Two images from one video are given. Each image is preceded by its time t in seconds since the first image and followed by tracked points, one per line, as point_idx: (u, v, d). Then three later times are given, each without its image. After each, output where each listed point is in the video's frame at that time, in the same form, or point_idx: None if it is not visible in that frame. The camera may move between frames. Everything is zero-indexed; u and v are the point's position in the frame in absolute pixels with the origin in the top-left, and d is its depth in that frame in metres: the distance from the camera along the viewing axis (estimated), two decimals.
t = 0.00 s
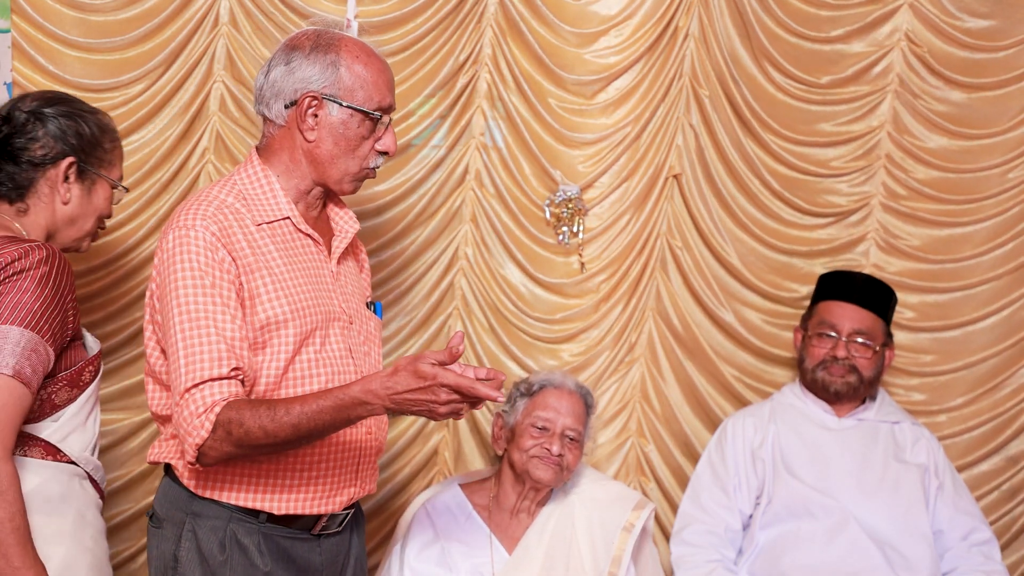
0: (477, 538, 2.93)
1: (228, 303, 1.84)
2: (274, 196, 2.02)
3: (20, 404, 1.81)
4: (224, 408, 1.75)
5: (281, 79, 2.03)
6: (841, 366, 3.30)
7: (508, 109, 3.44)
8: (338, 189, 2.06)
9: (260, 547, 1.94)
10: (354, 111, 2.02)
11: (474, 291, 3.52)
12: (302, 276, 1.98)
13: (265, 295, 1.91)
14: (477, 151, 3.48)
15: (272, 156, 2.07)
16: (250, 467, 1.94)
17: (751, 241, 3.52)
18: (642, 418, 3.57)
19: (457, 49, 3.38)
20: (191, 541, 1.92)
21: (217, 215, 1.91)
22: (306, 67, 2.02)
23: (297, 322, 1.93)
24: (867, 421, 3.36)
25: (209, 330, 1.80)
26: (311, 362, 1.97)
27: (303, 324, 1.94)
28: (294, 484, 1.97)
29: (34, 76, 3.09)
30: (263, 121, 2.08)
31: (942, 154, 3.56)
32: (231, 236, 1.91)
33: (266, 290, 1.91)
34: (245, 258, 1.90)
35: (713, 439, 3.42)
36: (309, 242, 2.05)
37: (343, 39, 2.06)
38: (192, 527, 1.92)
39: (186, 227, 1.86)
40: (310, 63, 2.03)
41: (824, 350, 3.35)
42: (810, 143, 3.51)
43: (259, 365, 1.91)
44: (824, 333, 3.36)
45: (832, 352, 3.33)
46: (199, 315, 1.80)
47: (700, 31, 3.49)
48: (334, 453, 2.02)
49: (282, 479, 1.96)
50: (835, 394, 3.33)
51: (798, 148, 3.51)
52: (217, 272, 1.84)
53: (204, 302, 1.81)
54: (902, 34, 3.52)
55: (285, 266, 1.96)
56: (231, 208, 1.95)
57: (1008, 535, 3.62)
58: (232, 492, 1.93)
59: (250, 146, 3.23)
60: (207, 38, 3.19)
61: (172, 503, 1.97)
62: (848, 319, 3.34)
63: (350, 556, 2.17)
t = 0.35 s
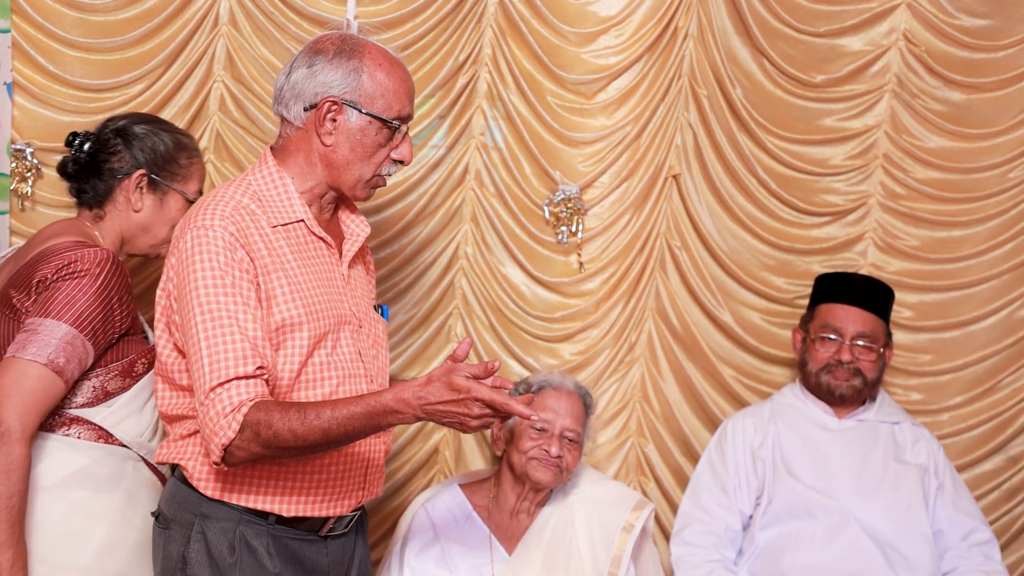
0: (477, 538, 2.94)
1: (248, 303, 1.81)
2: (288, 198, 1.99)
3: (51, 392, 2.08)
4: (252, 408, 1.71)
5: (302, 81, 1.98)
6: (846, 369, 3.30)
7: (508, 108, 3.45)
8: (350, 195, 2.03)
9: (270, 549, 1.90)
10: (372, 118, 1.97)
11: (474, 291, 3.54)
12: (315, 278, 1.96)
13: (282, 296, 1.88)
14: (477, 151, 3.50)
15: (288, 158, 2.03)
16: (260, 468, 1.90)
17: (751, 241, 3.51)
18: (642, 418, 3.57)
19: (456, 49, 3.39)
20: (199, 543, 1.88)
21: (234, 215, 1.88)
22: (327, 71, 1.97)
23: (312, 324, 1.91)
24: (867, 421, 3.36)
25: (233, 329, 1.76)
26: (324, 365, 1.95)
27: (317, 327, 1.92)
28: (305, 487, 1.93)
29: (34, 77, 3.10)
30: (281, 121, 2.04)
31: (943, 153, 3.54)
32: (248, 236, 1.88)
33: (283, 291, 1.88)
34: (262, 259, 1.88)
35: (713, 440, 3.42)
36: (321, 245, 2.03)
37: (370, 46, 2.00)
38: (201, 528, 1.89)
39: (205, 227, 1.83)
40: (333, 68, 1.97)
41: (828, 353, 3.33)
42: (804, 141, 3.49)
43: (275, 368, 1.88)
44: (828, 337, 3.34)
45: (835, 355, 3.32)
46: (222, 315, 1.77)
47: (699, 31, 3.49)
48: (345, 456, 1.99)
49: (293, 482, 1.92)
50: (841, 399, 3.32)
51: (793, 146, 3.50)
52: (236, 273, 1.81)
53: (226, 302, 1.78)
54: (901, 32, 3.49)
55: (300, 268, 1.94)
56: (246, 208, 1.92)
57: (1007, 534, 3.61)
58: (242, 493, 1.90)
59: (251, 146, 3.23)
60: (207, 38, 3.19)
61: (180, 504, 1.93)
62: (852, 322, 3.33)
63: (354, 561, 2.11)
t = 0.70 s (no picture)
0: (476, 539, 2.94)
1: (264, 306, 1.78)
2: (303, 199, 1.95)
3: (96, 375, 2.09)
4: (266, 412, 1.69)
5: (321, 83, 1.96)
6: (834, 359, 3.30)
7: (508, 109, 3.46)
8: (368, 198, 2.00)
9: (277, 551, 1.89)
10: (391, 121, 1.95)
11: (474, 291, 3.54)
12: (328, 281, 1.93)
13: (297, 300, 1.85)
14: (477, 150, 3.51)
15: (304, 159, 2.00)
16: (270, 471, 1.89)
17: (754, 242, 3.50)
18: (642, 417, 3.57)
19: (455, 49, 3.38)
20: (207, 544, 1.88)
21: (250, 215, 1.85)
22: (347, 73, 1.95)
23: (325, 328, 1.88)
24: (867, 421, 3.36)
25: (249, 332, 1.74)
26: (336, 370, 1.92)
27: (331, 331, 1.89)
28: (314, 490, 1.92)
29: (35, 77, 3.10)
30: (298, 122, 2.01)
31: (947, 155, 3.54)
32: (263, 237, 1.85)
33: (299, 295, 1.85)
34: (278, 261, 1.84)
35: (713, 440, 3.42)
36: (335, 248, 2.00)
37: (387, 49, 1.98)
38: (209, 530, 1.88)
39: (222, 228, 1.80)
40: (352, 70, 1.95)
41: (818, 344, 3.36)
42: (809, 143, 3.49)
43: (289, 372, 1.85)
44: (818, 327, 3.38)
45: (824, 346, 3.34)
46: (238, 317, 1.74)
47: (700, 30, 3.48)
48: (354, 460, 1.98)
49: (302, 485, 1.91)
50: (828, 389, 3.31)
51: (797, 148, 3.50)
52: (253, 275, 1.78)
53: (242, 304, 1.75)
54: (905, 32, 3.49)
55: (314, 271, 1.91)
56: (262, 208, 1.88)
57: (1007, 535, 3.61)
58: (250, 495, 1.88)
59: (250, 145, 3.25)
60: (207, 38, 3.20)
61: (188, 505, 1.92)
62: (841, 314, 3.35)
63: (359, 564, 2.11)
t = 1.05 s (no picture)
0: (475, 537, 2.93)
1: (274, 306, 1.77)
2: (311, 199, 1.95)
3: (133, 399, 2.13)
4: (276, 414, 1.68)
5: (326, 81, 1.95)
6: (830, 354, 3.30)
7: (508, 109, 3.46)
8: (373, 195, 2.00)
9: (283, 555, 1.89)
10: (397, 117, 1.95)
11: (474, 290, 3.54)
12: (336, 282, 1.92)
13: (306, 300, 1.84)
14: (477, 149, 3.51)
15: (310, 158, 1.99)
16: (276, 474, 1.88)
17: (758, 243, 3.49)
18: (642, 418, 3.56)
19: (450, 51, 3.37)
20: (212, 547, 1.87)
21: (258, 216, 1.84)
22: (351, 71, 1.94)
23: (334, 329, 1.87)
24: (866, 421, 3.35)
25: (259, 333, 1.73)
26: (345, 372, 1.91)
27: (339, 332, 1.89)
28: (320, 493, 1.91)
29: (38, 77, 3.08)
30: (303, 122, 2.00)
31: (954, 157, 3.55)
32: (272, 237, 1.84)
33: (307, 295, 1.84)
34: (287, 262, 1.84)
35: (712, 440, 3.41)
36: (343, 249, 1.99)
37: (389, 45, 1.98)
38: (214, 533, 1.87)
39: (231, 229, 1.79)
40: (357, 67, 1.94)
41: (814, 341, 3.37)
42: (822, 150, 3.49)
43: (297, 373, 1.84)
44: (815, 325, 3.39)
45: (820, 342, 3.34)
46: (248, 318, 1.73)
47: (701, 29, 3.47)
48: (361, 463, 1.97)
49: (309, 488, 1.90)
50: (825, 383, 3.31)
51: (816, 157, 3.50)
52: (262, 275, 1.77)
53: (251, 305, 1.74)
54: (914, 33, 3.50)
55: (322, 272, 1.90)
56: (270, 208, 1.88)
57: (1008, 537, 3.61)
58: (256, 498, 1.87)
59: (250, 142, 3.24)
60: (207, 38, 3.21)
61: (193, 507, 1.91)
62: (837, 311, 3.35)
63: (363, 567, 2.11)
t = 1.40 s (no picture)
0: (476, 537, 2.92)
1: (272, 308, 1.76)
2: (310, 199, 1.94)
3: (133, 395, 2.26)
4: (273, 419, 1.67)
5: (320, 80, 1.94)
6: (830, 353, 3.31)
7: (507, 108, 3.44)
8: (372, 192, 2.01)
9: (284, 558, 1.88)
10: (393, 114, 1.95)
11: (474, 290, 3.53)
12: (336, 281, 1.91)
13: (305, 301, 1.83)
14: (475, 150, 3.49)
15: (306, 158, 1.98)
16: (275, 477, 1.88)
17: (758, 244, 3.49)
18: (642, 418, 3.56)
19: (450, 49, 3.37)
20: (213, 551, 1.86)
21: (257, 216, 1.84)
22: (345, 68, 1.94)
23: (333, 329, 1.86)
24: (866, 420, 3.34)
25: (257, 335, 1.72)
26: (345, 372, 1.91)
27: (339, 332, 1.88)
28: (320, 495, 1.91)
29: (34, 74, 3.09)
30: (297, 121, 1.99)
31: (955, 157, 3.55)
32: (270, 238, 1.83)
33: (306, 295, 1.83)
34: (286, 263, 1.83)
35: (712, 440, 3.41)
36: (341, 247, 1.98)
37: (382, 41, 1.97)
38: (215, 537, 1.86)
39: (229, 229, 1.78)
40: (350, 64, 1.94)
41: (814, 341, 3.37)
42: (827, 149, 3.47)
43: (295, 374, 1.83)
44: (815, 325, 3.39)
45: (820, 342, 3.35)
46: (246, 320, 1.72)
47: (703, 29, 3.46)
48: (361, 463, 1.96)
49: (309, 490, 1.90)
50: (825, 383, 3.31)
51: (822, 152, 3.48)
52: (260, 277, 1.76)
53: (249, 307, 1.73)
54: (915, 34, 3.50)
55: (321, 271, 1.89)
56: (268, 208, 1.87)
57: (1009, 538, 3.60)
58: (256, 501, 1.87)
59: (250, 141, 3.24)
60: (206, 37, 3.20)
61: (193, 512, 1.90)
62: (836, 311, 3.35)
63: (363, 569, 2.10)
